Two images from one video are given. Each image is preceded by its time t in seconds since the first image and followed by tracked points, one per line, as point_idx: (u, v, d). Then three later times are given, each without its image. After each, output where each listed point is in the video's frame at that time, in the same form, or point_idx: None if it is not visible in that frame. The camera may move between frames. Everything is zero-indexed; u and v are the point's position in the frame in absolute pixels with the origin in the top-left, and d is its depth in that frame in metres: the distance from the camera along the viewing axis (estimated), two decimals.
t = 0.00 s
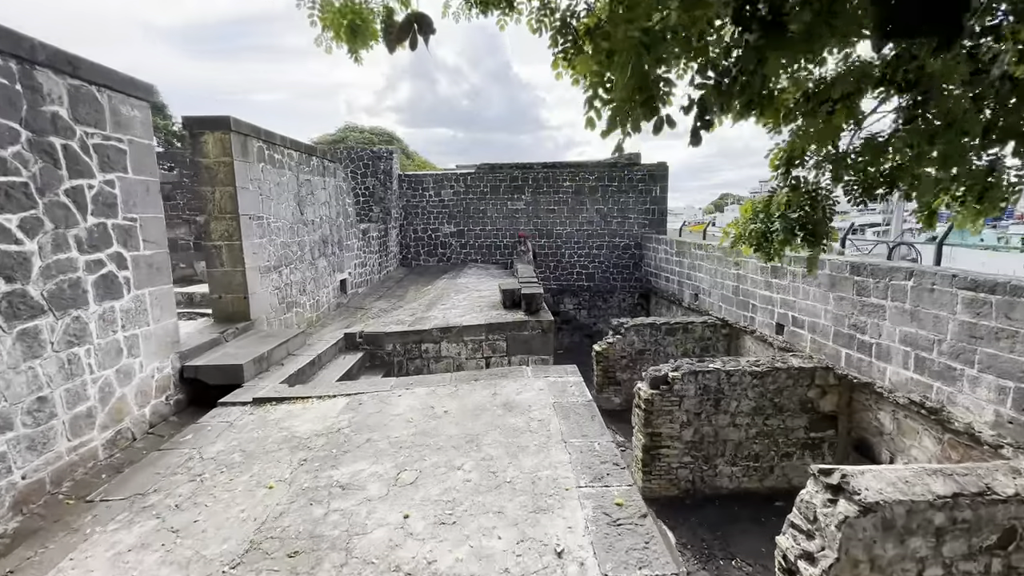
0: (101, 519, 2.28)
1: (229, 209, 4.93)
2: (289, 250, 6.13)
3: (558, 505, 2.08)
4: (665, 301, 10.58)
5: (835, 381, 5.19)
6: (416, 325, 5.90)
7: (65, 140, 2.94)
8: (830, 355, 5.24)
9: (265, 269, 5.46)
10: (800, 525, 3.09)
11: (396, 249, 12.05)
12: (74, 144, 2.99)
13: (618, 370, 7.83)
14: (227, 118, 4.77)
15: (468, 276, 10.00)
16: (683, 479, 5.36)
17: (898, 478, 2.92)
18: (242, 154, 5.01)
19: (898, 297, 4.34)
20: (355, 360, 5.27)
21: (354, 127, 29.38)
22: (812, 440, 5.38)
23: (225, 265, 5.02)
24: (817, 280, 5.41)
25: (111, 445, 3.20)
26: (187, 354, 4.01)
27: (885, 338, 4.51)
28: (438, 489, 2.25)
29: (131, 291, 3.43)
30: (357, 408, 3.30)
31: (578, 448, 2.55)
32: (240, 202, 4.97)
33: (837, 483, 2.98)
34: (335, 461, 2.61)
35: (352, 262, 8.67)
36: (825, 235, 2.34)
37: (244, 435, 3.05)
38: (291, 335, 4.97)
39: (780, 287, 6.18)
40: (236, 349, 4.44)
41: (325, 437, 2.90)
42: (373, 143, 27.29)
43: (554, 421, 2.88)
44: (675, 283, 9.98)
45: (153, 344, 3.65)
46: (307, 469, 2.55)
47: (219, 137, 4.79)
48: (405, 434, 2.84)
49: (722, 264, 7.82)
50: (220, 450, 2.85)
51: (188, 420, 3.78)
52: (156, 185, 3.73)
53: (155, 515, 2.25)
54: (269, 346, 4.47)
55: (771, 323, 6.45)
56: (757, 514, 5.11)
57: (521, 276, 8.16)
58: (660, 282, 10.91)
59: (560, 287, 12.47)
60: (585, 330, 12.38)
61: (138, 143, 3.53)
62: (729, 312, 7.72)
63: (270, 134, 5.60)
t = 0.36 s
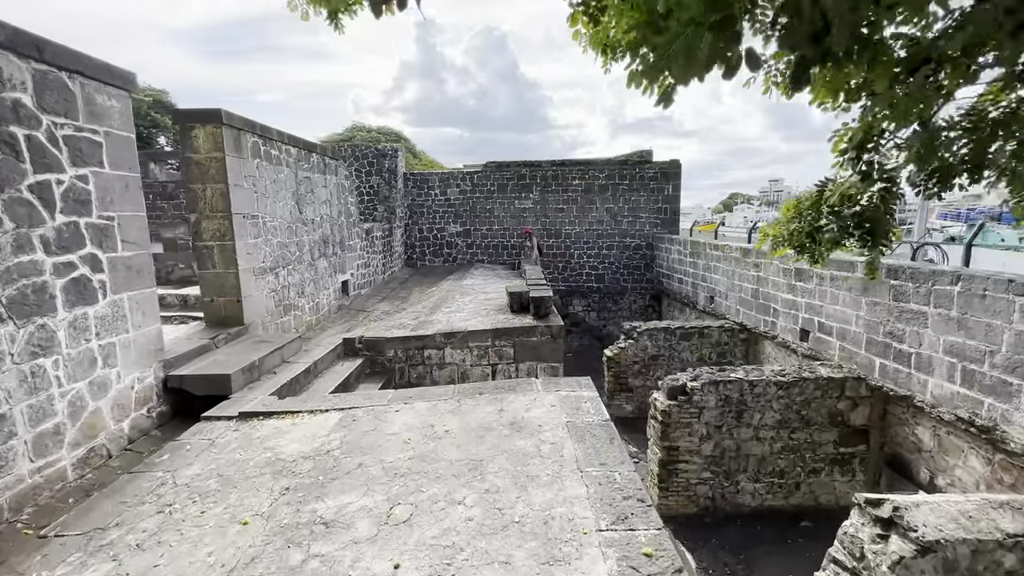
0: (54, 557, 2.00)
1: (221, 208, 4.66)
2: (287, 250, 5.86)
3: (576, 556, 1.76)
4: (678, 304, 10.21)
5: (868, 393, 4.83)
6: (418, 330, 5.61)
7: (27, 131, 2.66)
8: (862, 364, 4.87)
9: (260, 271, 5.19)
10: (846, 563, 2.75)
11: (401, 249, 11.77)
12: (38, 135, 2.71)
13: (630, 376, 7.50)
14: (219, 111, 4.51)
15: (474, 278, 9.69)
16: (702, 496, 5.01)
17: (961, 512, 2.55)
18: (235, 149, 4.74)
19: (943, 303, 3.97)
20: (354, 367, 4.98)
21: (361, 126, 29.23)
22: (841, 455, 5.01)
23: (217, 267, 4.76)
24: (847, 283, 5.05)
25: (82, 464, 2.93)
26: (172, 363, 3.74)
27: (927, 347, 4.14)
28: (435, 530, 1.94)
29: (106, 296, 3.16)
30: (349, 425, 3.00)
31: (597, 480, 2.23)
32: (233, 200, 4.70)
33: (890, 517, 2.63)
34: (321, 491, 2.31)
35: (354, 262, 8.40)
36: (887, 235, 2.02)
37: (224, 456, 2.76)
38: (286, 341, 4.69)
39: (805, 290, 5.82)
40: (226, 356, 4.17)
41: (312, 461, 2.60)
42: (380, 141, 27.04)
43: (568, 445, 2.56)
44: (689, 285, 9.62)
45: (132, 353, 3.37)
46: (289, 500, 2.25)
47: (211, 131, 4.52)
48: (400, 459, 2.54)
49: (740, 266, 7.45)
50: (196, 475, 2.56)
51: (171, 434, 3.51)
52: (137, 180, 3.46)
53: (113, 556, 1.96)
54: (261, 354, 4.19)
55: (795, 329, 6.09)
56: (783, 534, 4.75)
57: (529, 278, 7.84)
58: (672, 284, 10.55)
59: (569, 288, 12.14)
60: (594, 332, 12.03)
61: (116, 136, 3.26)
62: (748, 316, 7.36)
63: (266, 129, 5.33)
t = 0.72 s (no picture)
0: None
1: (217, 210, 4.44)
2: (288, 254, 5.64)
3: None
4: (694, 308, 9.86)
5: (905, 409, 4.48)
6: (423, 338, 5.36)
7: None
8: (898, 378, 4.52)
9: (259, 276, 4.97)
10: None
11: (408, 251, 11.55)
12: (6, 133, 2.49)
13: (644, 385, 7.18)
14: (213, 109, 4.29)
15: (482, 281, 9.43)
16: (725, 518, 4.69)
17: None
18: (231, 149, 4.52)
19: (995, 314, 3.61)
20: (355, 377, 4.74)
21: (371, 127, 29.20)
22: (876, 475, 4.66)
23: (213, 272, 4.54)
24: (882, 290, 4.69)
25: (57, 489, 2.70)
26: (160, 376, 3.52)
27: (975, 362, 3.79)
28: None
29: (86, 306, 2.93)
30: (344, 449, 2.74)
31: (620, 525, 1.95)
32: (230, 202, 4.48)
33: (953, 563, 2.31)
34: (308, 531, 2.05)
35: (359, 265, 8.18)
36: (965, 243, 1.72)
37: (206, 484, 2.51)
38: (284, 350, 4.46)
39: (833, 297, 5.47)
40: (220, 367, 3.94)
41: (301, 493, 2.34)
42: (389, 142, 26.88)
43: (585, 479, 2.27)
44: (706, 289, 9.27)
45: (115, 367, 3.15)
46: (272, 542, 2.00)
47: (205, 130, 4.31)
48: (397, 492, 2.27)
49: (761, 270, 7.10)
50: (173, 507, 2.32)
51: (157, 453, 3.28)
52: (122, 181, 3.24)
53: None
54: (257, 365, 3.95)
55: (822, 338, 5.73)
56: (813, 561, 4.42)
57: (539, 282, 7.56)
58: (688, 288, 10.21)
59: (580, 291, 11.84)
60: (606, 337, 11.70)
61: (98, 134, 3.04)
62: (769, 323, 7.01)
63: (266, 128, 5.11)
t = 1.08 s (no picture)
0: None
1: (210, 210, 4.24)
2: (288, 256, 5.44)
3: None
4: (709, 311, 9.52)
5: (944, 424, 4.13)
6: (426, 343, 5.12)
7: None
8: (936, 390, 4.17)
9: (255, 279, 4.77)
10: None
11: (415, 252, 11.34)
12: None
13: (658, 392, 6.88)
14: (205, 103, 4.08)
15: (490, 282, 9.18)
16: (746, 538, 4.38)
17: None
18: (226, 145, 4.32)
19: None
20: (354, 386, 4.52)
21: (380, 127, 29.15)
22: (911, 495, 4.32)
23: (206, 275, 4.35)
24: (918, 296, 4.35)
25: (24, 511, 2.50)
26: (144, 386, 3.32)
27: None
28: None
29: (60, 312, 2.73)
30: (333, 471, 2.51)
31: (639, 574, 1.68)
32: (223, 202, 4.28)
33: None
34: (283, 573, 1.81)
35: (364, 267, 7.98)
36: None
37: (180, 511, 2.29)
38: (280, 357, 4.25)
39: (862, 302, 5.14)
40: (209, 376, 3.73)
41: (281, 524, 2.11)
42: (398, 142, 26.76)
43: (597, 513, 2.01)
44: (721, 291, 8.92)
45: (93, 377, 2.95)
46: None
47: (197, 126, 4.11)
48: (386, 525, 2.02)
49: (782, 273, 6.75)
50: (140, 538, 2.10)
51: (138, 469, 3.08)
52: (102, 179, 3.04)
53: None
54: (248, 374, 3.74)
55: (849, 345, 5.39)
56: None
57: (548, 284, 7.29)
58: (702, 290, 9.87)
59: (590, 293, 11.54)
60: (617, 340, 11.39)
61: (75, 128, 2.84)
62: (789, 328, 6.68)
63: (263, 125, 4.91)
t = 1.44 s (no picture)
0: None
1: (205, 213, 4.06)
2: (289, 260, 5.26)
3: None
4: (727, 316, 9.14)
5: (994, 446, 3.76)
6: (431, 352, 4.89)
7: None
8: (985, 409, 3.80)
9: (254, 284, 4.58)
10: None
11: (424, 254, 11.15)
12: None
13: (674, 402, 6.56)
14: (199, 101, 3.90)
15: (500, 286, 8.94)
16: (772, 566, 4.06)
17: None
18: (222, 145, 4.14)
19: None
20: (355, 397, 4.30)
21: (393, 128, 29.16)
22: (956, 523, 3.96)
23: (201, 280, 4.17)
24: (964, 305, 3.98)
25: None
26: (129, 400, 3.14)
27: None
28: None
29: (33, 325, 2.55)
30: (319, 502, 2.27)
31: None
32: (219, 204, 4.10)
33: None
34: None
35: (371, 269, 7.79)
36: None
37: (150, 547, 2.08)
38: (276, 367, 4.05)
39: (898, 310, 4.77)
40: (200, 388, 3.54)
41: (256, 567, 1.88)
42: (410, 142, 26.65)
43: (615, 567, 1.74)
44: (741, 295, 8.54)
45: (70, 393, 2.76)
46: None
47: (192, 125, 3.93)
48: None
49: (807, 277, 6.38)
50: None
51: (118, 491, 2.88)
52: (83, 181, 2.86)
53: None
54: (240, 386, 3.54)
55: (883, 356, 5.01)
56: None
57: (559, 288, 7.01)
58: (721, 294, 9.49)
59: (603, 296, 11.22)
60: (630, 345, 11.06)
61: (51, 126, 2.66)
62: (815, 336, 6.30)
63: (264, 124, 4.73)
